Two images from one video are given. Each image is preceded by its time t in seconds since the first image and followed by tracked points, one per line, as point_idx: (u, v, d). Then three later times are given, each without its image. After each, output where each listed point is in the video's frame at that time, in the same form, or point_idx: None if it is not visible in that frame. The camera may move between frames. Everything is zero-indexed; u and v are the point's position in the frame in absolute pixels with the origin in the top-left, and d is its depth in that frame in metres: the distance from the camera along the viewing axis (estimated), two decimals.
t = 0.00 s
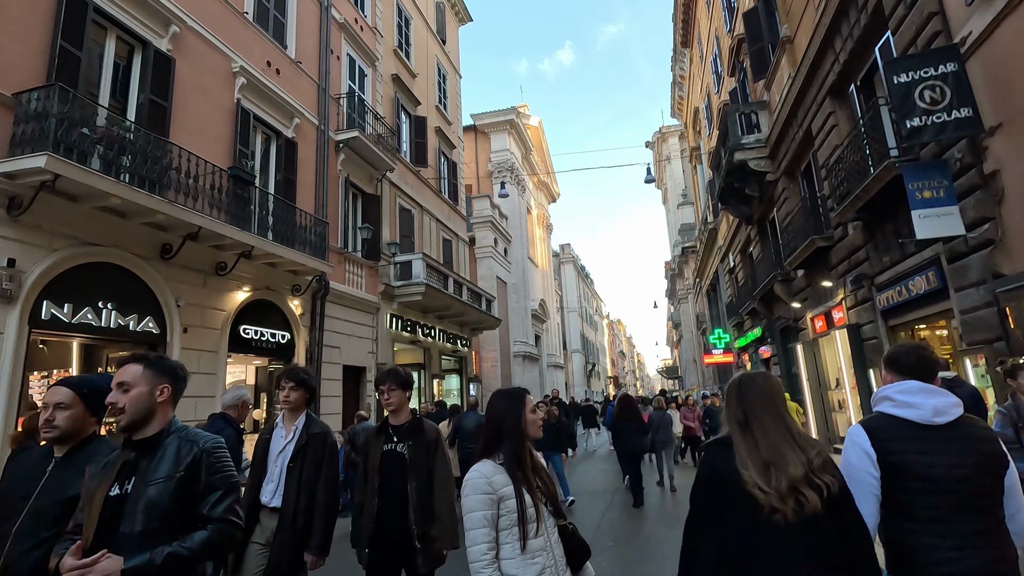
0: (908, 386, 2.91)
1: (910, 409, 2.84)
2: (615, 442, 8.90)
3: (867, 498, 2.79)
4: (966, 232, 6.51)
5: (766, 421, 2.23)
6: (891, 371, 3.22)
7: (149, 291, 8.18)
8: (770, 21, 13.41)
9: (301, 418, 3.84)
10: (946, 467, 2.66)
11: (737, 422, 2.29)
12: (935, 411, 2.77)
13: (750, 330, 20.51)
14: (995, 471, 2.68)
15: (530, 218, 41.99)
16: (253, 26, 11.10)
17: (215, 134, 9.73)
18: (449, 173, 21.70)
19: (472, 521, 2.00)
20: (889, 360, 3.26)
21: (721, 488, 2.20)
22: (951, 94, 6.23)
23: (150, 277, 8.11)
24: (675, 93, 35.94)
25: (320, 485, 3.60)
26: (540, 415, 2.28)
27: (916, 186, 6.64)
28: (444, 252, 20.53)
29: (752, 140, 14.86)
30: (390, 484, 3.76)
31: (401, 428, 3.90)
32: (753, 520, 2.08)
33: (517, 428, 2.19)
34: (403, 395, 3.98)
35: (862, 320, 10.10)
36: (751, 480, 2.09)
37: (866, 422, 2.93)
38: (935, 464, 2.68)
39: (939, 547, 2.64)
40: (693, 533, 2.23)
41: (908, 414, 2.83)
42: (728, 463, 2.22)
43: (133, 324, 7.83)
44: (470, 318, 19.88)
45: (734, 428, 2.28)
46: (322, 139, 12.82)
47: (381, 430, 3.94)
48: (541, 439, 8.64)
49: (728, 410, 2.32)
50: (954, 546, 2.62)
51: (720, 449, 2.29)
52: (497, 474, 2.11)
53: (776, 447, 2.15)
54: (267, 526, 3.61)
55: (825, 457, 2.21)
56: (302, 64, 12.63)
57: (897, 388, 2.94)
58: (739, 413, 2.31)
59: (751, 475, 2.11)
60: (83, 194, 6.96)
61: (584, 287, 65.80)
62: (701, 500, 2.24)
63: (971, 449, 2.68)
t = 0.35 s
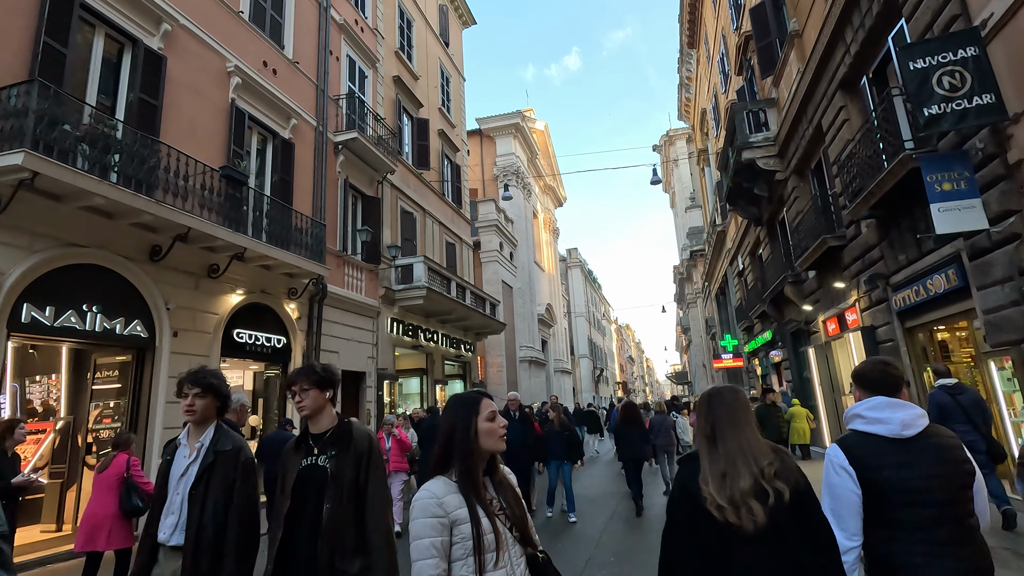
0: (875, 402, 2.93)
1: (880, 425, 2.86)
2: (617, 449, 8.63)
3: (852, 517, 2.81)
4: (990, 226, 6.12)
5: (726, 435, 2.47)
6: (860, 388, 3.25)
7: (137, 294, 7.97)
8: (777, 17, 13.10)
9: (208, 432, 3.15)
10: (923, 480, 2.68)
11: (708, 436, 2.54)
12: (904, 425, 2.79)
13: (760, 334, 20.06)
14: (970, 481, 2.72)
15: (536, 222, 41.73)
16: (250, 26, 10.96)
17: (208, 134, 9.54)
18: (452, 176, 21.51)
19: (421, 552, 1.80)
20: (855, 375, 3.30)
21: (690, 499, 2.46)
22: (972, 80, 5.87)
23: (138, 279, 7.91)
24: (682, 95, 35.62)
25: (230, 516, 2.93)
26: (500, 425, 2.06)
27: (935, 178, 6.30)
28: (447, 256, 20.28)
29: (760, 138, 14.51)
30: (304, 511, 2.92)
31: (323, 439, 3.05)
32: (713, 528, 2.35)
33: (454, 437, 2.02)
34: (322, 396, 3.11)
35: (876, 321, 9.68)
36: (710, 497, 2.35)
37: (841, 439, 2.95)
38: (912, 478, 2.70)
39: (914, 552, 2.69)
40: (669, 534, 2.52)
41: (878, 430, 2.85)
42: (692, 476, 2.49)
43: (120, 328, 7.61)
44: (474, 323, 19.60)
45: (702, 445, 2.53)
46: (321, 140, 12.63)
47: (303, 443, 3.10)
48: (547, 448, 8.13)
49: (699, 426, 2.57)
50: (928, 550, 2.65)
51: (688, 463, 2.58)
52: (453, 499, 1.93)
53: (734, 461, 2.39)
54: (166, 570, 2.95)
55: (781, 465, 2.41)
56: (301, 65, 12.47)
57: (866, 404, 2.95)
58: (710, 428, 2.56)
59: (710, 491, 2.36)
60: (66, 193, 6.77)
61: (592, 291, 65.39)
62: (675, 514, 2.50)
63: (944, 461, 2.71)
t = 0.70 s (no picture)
0: (862, 397, 2.86)
1: (863, 420, 2.80)
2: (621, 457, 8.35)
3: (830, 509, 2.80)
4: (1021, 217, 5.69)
5: (726, 439, 2.74)
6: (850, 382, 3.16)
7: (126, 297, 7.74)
8: (787, 10, 12.73)
9: (62, 441, 2.54)
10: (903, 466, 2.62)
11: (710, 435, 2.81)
12: (886, 422, 2.72)
13: (773, 338, 19.54)
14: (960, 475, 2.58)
15: (544, 227, 41.37)
16: (246, 25, 10.77)
17: (201, 134, 9.32)
18: (456, 179, 21.25)
19: None
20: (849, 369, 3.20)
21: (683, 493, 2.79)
22: (1000, 60, 5.47)
23: (126, 282, 7.68)
24: (690, 97, 35.18)
25: (100, 542, 2.39)
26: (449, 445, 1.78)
27: (961, 167, 5.90)
28: (452, 259, 19.97)
29: (770, 136, 14.09)
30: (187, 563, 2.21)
31: (222, 464, 2.35)
32: (704, 519, 2.64)
33: (390, 457, 1.74)
34: (225, 405, 2.43)
35: (897, 323, 9.19)
36: (700, 492, 2.65)
37: (826, 436, 2.90)
38: (893, 470, 2.63)
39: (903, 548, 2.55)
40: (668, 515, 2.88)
41: (860, 426, 2.80)
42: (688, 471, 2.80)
43: (106, 332, 7.37)
44: (479, 327, 19.29)
45: (704, 440, 2.80)
46: (320, 141, 12.39)
47: (196, 466, 2.41)
48: (553, 457, 7.51)
49: (704, 422, 2.84)
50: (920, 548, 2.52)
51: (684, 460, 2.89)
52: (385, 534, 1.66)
53: (729, 460, 2.67)
54: None
55: (772, 469, 2.64)
56: (299, 64, 12.27)
57: (853, 401, 2.87)
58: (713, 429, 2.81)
59: (700, 487, 2.66)
60: (49, 192, 6.56)
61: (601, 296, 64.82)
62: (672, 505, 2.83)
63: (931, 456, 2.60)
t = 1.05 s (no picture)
0: (893, 403, 3.06)
1: (892, 425, 3.00)
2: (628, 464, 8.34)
3: (854, 511, 2.96)
4: None
5: (758, 442, 2.86)
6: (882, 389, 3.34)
7: (115, 298, 7.50)
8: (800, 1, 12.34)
9: None
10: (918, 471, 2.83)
11: (738, 438, 2.90)
12: (916, 427, 2.92)
13: (787, 341, 18.97)
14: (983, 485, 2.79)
15: (552, 229, 40.92)
16: (244, 20, 10.56)
17: (196, 131, 9.10)
18: (461, 180, 20.93)
19: None
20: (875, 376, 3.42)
21: (708, 492, 2.84)
22: None
23: (115, 282, 7.43)
24: (699, 97, 34.70)
25: None
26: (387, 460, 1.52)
27: (995, 151, 5.51)
28: (457, 261, 19.65)
29: (783, 131, 13.64)
30: None
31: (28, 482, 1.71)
32: (731, 520, 2.69)
33: (299, 477, 1.47)
34: (30, 391, 1.79)
35: (921, 322, 8.73)
36: (732, 490, 2.71)
37: (852, 437, 3.11)
38: (917, 475, 2.83)
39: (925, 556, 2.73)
40: (687, 511, 2.93)
41: (889, 430, 2.99)
42: (715, 472, 2.87)
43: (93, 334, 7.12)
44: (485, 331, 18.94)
45: (733, 442, 2.91)
46: (320, 140, 12.15)
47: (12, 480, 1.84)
48: (560, 464, 6.98)
49: (732, 426, 2.95)
50: (937, 555, 2.72)
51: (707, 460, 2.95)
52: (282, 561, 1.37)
53: (761, 464, 2.77)
54: None
55: (799, 476, 2.76)
56: (298, 62, 12.03)
57: (881, 406, 3.10)
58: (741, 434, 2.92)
59: (732, 486, 2.73)
60: (33, 188, 6.32)
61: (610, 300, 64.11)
62: (693, 503, 2.89)
63: (956, 464, 2.81)
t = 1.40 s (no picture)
0: (899, 414, 2.70)
1: (902, 437, 2.63)
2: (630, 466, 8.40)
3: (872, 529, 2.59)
4: None
5: (768, 455, 2.60)
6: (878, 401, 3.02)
7: (102, 297, 7.26)
8: None
9: None
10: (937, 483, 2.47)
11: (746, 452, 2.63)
12: (926, 438, 2.58)
13: (801, 342, 18.48)
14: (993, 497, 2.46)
15: (560, 230, 40.55)
16: (241, 14, 10.34)
17: (190, 126, 8.86)
18: (467, 179, 20.63)
19: None
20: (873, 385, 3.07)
21: (716, 512, 2.53)
22: None
23: (101, 280, 7.19)
24: (709, 96, 34.26)
25: None
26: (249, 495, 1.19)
27: None
28: (462, 262, 19.34)
29: (797, 125, 13.20)
30: None
31: None
32: (745, 542, 2.39)
33: (115, 522, 1.18)
34: None
35: (946, 321, 8.26)
36: (752, 507, 2.39)
37: (862, 452, 2.73)
38: (933, 487, 2.47)
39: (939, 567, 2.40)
40: (693, 531, 2.60)
41: (900, 443, 2.63)
42: (722, 488, 2.57)
43: (78, 334, 6.90)
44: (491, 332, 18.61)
45: (745, 452, 2.62)
46: (320, 136, 11.90)
47: None
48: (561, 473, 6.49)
49: (742, 435, 2.67)
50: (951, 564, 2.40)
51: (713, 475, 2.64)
52: None
53: (774, 477, 2.50)
54: None
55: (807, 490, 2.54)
56: (298, 57, 11.79)
57: (888, 417, 2.73)
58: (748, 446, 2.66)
59: (753, 503, 2.41)
60: (10, 181, 6.06)
61: (619, 302, 63.56)
62: (697, 524, 2.57)
63: (966, 473, 2.50)
